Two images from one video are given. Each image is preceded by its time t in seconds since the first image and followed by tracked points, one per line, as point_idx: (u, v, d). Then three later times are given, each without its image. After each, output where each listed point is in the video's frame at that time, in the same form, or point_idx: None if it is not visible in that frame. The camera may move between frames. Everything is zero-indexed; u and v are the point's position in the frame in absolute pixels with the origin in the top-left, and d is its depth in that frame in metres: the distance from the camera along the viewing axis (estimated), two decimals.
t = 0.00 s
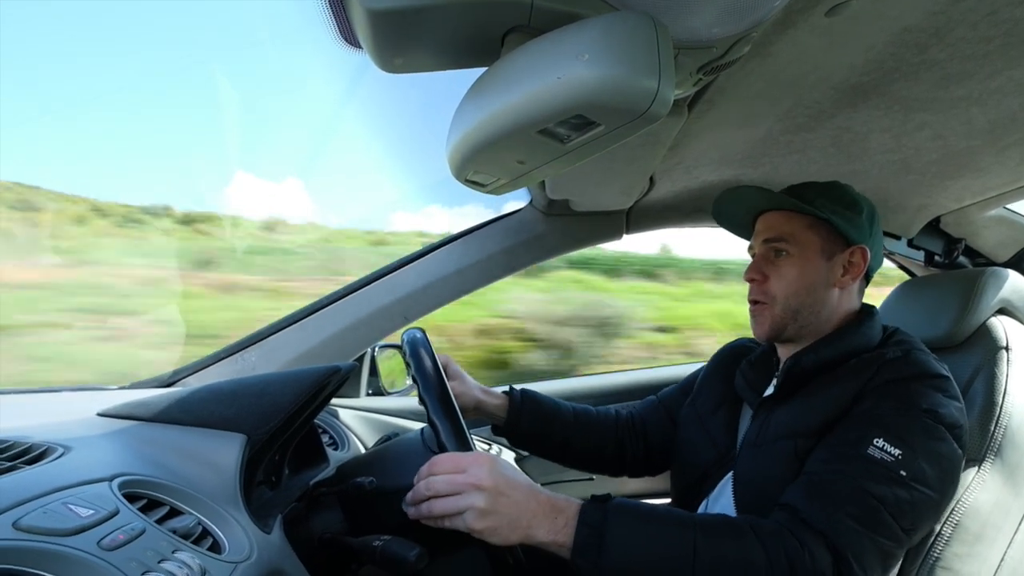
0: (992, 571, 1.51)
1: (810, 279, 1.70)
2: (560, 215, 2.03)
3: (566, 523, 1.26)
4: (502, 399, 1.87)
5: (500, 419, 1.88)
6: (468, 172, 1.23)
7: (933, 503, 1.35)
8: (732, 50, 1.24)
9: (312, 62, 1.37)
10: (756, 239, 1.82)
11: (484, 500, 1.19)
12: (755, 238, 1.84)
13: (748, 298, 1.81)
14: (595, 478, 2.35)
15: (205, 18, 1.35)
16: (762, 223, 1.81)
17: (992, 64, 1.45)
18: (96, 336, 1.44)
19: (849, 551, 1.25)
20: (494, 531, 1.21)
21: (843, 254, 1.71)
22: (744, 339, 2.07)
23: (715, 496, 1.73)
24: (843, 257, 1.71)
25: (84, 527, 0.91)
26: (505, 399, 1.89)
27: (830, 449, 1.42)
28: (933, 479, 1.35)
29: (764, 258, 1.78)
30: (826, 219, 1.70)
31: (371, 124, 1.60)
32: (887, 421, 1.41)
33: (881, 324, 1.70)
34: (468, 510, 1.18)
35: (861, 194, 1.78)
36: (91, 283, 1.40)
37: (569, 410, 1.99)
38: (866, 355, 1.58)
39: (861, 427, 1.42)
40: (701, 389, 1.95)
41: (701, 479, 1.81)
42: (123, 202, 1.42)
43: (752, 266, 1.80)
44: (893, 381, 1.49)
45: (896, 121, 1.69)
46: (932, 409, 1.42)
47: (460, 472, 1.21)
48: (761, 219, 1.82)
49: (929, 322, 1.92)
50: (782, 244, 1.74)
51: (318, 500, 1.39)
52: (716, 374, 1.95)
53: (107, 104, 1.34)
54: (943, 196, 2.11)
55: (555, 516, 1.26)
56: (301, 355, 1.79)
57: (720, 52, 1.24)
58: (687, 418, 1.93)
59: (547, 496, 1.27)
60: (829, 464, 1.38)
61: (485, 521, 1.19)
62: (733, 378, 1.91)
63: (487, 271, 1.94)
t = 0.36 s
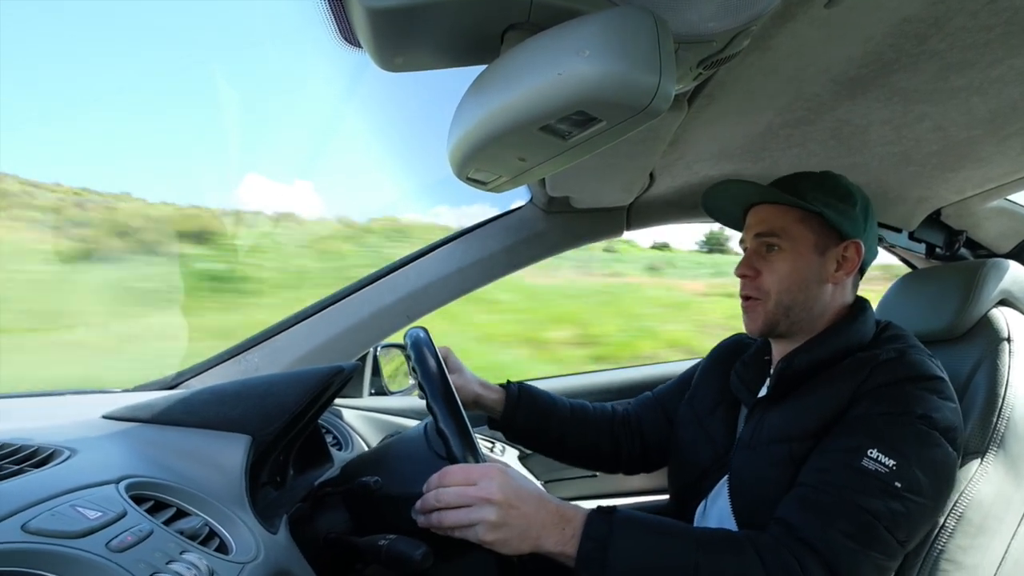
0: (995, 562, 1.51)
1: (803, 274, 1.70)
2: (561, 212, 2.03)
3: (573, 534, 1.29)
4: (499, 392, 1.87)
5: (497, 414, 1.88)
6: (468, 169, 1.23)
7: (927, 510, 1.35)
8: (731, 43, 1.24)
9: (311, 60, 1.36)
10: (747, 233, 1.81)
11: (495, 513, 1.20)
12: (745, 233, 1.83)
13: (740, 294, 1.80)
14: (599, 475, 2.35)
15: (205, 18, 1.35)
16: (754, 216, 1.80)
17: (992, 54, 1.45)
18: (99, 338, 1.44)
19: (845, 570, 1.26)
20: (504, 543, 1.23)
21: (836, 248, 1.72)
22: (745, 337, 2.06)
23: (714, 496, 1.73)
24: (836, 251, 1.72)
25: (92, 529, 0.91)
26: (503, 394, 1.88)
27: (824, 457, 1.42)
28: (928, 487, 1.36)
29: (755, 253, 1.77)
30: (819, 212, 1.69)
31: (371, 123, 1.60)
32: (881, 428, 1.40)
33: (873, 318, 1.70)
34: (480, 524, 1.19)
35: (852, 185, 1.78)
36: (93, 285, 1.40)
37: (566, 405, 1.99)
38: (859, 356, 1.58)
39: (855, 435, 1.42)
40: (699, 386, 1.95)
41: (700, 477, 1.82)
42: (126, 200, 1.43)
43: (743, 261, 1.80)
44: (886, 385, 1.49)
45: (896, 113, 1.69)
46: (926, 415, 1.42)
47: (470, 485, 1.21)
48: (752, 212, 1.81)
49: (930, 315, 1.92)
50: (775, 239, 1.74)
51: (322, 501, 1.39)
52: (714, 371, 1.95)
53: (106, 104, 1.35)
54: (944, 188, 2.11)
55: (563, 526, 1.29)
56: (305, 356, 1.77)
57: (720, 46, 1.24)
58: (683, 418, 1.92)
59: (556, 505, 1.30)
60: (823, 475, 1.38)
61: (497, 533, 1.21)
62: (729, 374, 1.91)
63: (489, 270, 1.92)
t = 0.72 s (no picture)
0: (993, 545, 1.52)
1: (795, 257, 1.70)
2: (559, 200, 2.03)
3: (577, 533, 1.30)
4: (497, 374, 1.89)
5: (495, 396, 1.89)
6: (466, 157, 1.23)
7: (924, 496, 1.37)
8: (728, 27, 1.24)
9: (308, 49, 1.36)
10: (736, 220, 1.82)
11: (505, 518, 1.22)
12: (734, 220, 1.84)
13: (733, 281, 1.80)
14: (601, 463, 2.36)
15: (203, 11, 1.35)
16: (742, 203, 1.80)
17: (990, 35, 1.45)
18: (101, 331, 1.44)
19: (845, 563, 1.28)
20: (515, 543, 1.25)
21: (827, 230, 1.72)
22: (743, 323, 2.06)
23: (712, 482, 1.74)
24: (827, 233, 1.72)
25: (103, 517, 0.92)
26: (499, 376, 1.90)
27: (821, 444, 1.43)
28: (924, 474, 1.37)
29: (746, 240, 1.78)
30: (807, 195, 1.69)
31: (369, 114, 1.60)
32: (877, 415, 1.42)
33: (868, 299, 1.71)
34: (490, 527, 1.22)
35: (841, 165, 1.77)
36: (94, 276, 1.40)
37: (562, 388, 2.00)
38: (853, 340, 1.58)
39: (851, 422, 1.43)
40: (696, 372, 1.95)
41: (697, 463, 1.83)
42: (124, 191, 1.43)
43: (734, 249, 1.80)
44: (882, 370, 1.50)
45: (894, 96, 1.68)
46: (922, 401, 1.43)
47: (480, 489, 1.23)
48: (740, 200, 1.81)
49: (929, 298, 1.93)
50: (764, 224, 1.74)
51: (326, 490, 1.39)
52: (712, 356, 1.95)
53: (106, 99, 1.35)
54: (942, 171, 2.12)
55: (570, 525, 1.30)
56: (306, 347, 1.76)
57: (717, 30, 1.24)
58: (682, 403, 1.92)
59: (564, 504, 1.31)
60: (821, 463, 1.39)
61: (505, 535, 1.23)
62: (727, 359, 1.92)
63: (486, 258, 1.92)
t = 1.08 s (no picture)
0: (994, 562, 1.51)
1: (786, 276, 1.70)
2: (558, 212, 2.03)
3: (576, 557, 1.31)
4: (494, 380, 1.88)
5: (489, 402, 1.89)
6: (466, 169, 1.23)
7: (917, 513, 1.37)
8: (728, 43, 1.24)
9: (308, 61, 1.36)
10: (729, 237, 1.81)
11: (508, 549, 1.22)
12: (726, 236, 1.83)
13: (725, 298, 1.80)
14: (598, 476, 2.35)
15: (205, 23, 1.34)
16: (733, 219, 1.80)
17: (990, 54, 1.45)
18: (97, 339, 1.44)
19: None
20: (516, 571, 1.25)
21: (818, 248, 1.72)
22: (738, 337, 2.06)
23: (705, 501, 1.74)
24: (818, 250, 1.72)
25: (90, 531, 0.91)
26: (495, 382, 1.89)
27: (813, 464, 1.43)
28: (917, 491, 1.37)
29: (738, 257, 1.78)
30: (799, 214, 1.69)
31: (369, 125, 1.60)
32: (868, 433, 1.41)
33: (857, 315, 1.71)
34: (493, 559, 1.21)
35: (830, 185, 1.78)
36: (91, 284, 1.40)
37: (557, 396, 1.99)
38: (844, 356, 1.58)
39: (843, 441, 1.42)
40: (691, 386, 1.95)
41: (689, 480, 1.82)
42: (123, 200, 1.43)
43: (726, 265, 1.80)
44: (872, 386, 1.50)
45: (894, 113, 1.69)
46: (913, 416, 1.43)
47: (485, 521, 1.21)
48: (733, 215, 1.81)
49: (929, 312, 1.93)
50: (756, 242, 1.74)
51: (321, 502, 1.38)
52: (706, 370, 1.95)
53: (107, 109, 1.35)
54: (941, 187, 2.12)
55: (570, 551, 1.31)
56: (304, 357, 1.75)
57: (718, 46, 1.24)
58: (676, 417, 1.92)
59: (565, 530, 1.31)
60: (814, 486, 1.39)
61: (510, 566, 1.23)
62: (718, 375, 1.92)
63: (486, 269, 1.92)
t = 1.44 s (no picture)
0: (993, 565, 1.50)
1: (786, 274, 1.70)
2: (558, 212, 2.03)
3: None
4: (491, 370, 1.89)
5: (487, 391, 1.89)
6: (467, 169, 1.23)
7: (920, 522, 1.37)
8: (728, 43, 1.24)
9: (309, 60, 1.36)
10: (729, 235, 1.81)
11: None
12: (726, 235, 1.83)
13: (723, 298, 1.80)
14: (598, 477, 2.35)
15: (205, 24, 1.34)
16: (733, 218, 1.80)
17: (989, 54, 1.45)
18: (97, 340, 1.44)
19: None
20: None
21: (818, 248, 1.72)
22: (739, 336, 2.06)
23: (702, 502, 1.74)
24: (818, 250, 1.72)
25: (91, 531, 0.91)
26: (493, 372, 1.89)
27: (815, 472, 1.42)
28: (920, 500, 1.37)
29: (738, 256, 1.77)
30: (800, 212, 1.70)
31: (370, 125, 1.60)
32: (870, 441, 1.41)
33: (858, 315, 1.71)
34: None
35: (834, 185, 1.79)
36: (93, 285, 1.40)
37: (556, 386, 2.00)
38: (845, 359, 1.58)
39: (845, 448, 1.42)
40: (691, 386, 1.94)
41: (688, 480, 1.82)
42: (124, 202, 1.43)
43: (726, 264, 1.79)
44: (874, 392, 1.49)
45: (894, 112, 1.69)
46: (915, 423, 1.42)
47: (496, 551, 1.23)
48: (733, 214, 1.80)
49: (928, 313, 1.92)
50: (756, 240, 1.74)
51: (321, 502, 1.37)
52: (708, 370, 1.94)
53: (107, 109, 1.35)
54: (941, 187, 2.12)
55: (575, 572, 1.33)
56: (302, 358, 1.75)
57: (717, 45, 1.24)
58: (678, 418, 1.92)
59: (572, 553, 1.33)
60: (816, 494, 1.39)
61: None
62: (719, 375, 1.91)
63: (486, 269, 1.92)
